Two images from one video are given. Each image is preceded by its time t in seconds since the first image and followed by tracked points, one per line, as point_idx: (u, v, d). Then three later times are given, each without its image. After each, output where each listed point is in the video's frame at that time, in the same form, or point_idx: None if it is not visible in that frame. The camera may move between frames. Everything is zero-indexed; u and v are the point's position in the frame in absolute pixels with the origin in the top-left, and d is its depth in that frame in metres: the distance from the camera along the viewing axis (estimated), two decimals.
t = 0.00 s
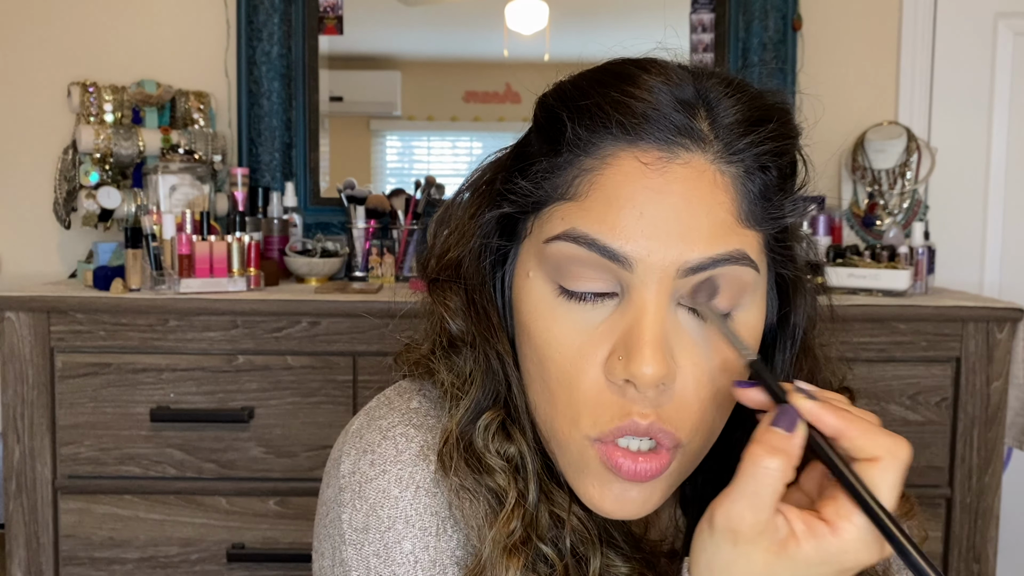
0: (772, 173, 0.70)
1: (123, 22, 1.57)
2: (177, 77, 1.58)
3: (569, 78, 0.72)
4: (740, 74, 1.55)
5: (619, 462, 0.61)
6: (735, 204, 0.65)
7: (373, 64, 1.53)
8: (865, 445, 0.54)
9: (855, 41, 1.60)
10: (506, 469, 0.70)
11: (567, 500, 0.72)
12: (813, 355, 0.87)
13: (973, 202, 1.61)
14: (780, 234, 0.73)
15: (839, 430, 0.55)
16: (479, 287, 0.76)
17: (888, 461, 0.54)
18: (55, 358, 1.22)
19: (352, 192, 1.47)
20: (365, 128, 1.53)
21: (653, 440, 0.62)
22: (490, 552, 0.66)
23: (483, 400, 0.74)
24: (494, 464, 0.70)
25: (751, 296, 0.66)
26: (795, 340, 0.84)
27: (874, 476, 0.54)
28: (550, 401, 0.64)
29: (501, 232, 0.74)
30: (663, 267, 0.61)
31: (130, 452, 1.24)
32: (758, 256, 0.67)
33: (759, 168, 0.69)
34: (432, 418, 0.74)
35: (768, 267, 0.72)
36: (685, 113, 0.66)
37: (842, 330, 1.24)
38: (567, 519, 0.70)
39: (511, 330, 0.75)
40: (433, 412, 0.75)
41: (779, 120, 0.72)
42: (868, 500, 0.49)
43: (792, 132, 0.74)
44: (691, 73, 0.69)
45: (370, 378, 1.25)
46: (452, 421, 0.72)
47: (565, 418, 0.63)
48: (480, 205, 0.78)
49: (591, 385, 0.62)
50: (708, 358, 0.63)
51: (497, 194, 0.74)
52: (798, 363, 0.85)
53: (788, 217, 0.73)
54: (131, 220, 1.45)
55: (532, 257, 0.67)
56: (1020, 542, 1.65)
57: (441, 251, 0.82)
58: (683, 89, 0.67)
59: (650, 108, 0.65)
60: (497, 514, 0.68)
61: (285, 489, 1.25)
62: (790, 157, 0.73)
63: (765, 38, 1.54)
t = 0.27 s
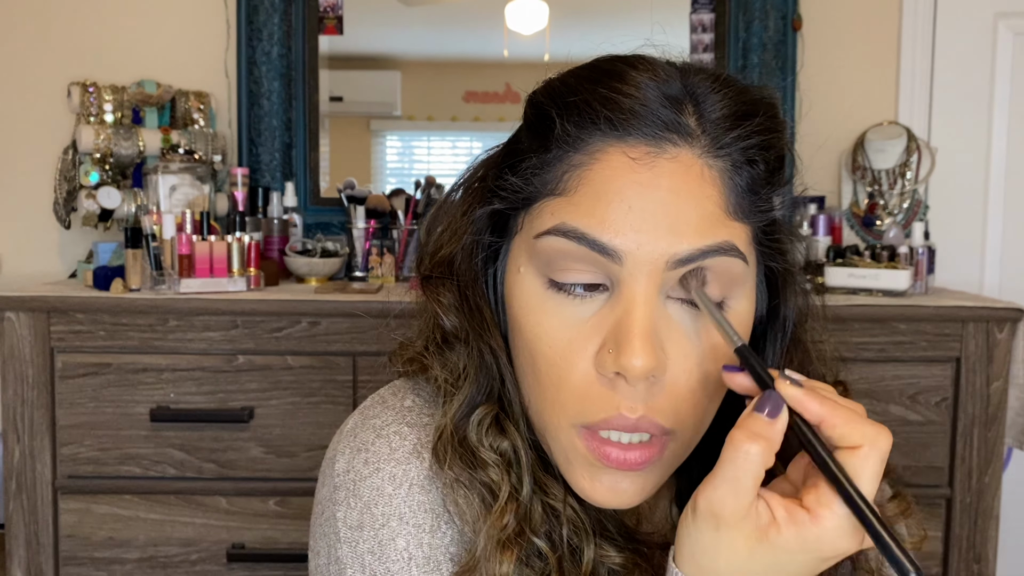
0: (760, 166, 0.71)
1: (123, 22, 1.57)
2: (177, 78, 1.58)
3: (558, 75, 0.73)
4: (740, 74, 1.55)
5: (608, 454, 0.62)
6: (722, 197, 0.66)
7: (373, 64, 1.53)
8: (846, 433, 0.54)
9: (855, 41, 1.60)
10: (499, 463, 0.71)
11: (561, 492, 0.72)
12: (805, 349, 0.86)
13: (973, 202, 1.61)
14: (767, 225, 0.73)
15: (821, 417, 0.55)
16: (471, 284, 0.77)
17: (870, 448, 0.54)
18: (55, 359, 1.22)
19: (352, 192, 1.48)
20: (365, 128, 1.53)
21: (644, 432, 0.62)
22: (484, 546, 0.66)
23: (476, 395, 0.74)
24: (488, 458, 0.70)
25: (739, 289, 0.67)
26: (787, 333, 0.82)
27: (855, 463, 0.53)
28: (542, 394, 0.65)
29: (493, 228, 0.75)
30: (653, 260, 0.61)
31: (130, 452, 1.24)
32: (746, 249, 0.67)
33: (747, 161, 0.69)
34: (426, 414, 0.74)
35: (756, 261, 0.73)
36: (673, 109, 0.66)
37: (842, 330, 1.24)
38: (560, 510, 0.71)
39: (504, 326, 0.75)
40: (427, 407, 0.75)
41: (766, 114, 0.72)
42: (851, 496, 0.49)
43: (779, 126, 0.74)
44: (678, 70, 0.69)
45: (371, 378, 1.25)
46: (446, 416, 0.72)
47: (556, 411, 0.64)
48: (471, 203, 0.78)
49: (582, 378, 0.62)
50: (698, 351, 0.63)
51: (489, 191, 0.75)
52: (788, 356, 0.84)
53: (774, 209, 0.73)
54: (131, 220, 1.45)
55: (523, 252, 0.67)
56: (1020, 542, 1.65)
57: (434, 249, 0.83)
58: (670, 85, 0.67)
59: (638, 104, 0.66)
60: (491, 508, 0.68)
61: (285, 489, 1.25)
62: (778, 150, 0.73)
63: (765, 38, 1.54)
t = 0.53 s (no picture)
0: (732, 150, 0.71)
1: (123, 22, 1.57)
2: (177, 78, 1.58)
3: (532, 70, 0.74)
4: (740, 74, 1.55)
5: (584, 435, 0.62)
6: (692, 180, 0.66)
7: (373, 64, 1.53)
8: (823, 399, 0.54)
9: (855, 41, 1.60)
10: (483, 449, 0.71)
11: (543, 475, 0.72)
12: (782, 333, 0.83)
13: (973, 202, 1.61)
14: (740, 207, 0.72)
15: (799, 383, 0.55)
16: (453, 275, 0.78)
17: (847, 413, 0.53)
18: (55, 359, 1.22)
19: (352, 192, 1.48)
20: (365, 128, 1.53)
21: (619, 413, 0.62)
22: (466, 531, 0.66)
23: (458, 383, 0.75)
24: (469, 443, 0.71)
25: (712, 271, 0.67)
26: (766, 318, 0.80)
27: (833, 427, 0.53)
28: (517, 378, 0.66)
29: (472, 219, 0.76)
30: (623, 243, 0.62)
31: (130, 452, 1.24)
32: (718, 231, 0.67)
33: (717, 146, 0.69)
34: (411, 404, 0.75)
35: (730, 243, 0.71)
36: (642, 96, 0.67)
37: (841, 329, 1.24)
38: (542, 492, 0.71)
39: (486, 314, 0.77)
40: (411, 397, 0.76)
41: (737, 99, 0.73)
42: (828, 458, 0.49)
43: (751, 111, 0.74)
44: (648, 59, 0.70)
45: (371, 378, 1.25)
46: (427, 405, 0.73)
47: (530, 394, 0.65)
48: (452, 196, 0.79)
49: (557, 361, 0.63)
50: (672, 332, 0.63)
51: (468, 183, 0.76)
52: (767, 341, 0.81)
53: (748, 191, 0.73)
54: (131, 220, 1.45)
55: (501, 240, 0.68)
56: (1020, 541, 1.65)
57: (418, 244, 0.84)
58: (639, 73, 0.68)
59: (607, 92, 0.67)
60: (474, 492, 0.68)
61: (285, 489, 1.25)
62: (751, 135, 0.74)
63: (765, 38, 1.54)
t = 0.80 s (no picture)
0: (718, 143, 0.71)
1: (123, 23, 1.57)
2: (177, 78, 1.58)
3: (517, 69, 0.74)
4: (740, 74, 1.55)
5: (581, 423, 0.62)
6: (678, 172, 0.67)
7: (373, 64, 1.53)
8: (844, 393, 0.55)
9: (855, 41, 1.60)
10: (479, 445, 0.71)
11: (539, 469, 0.72)
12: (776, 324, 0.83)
13: (973, 202, 1.61)
14: (729, 200, 0.73)
15: (821, 378, 0.55)
16: (445, 274, 0.78)
17: (867, 409, 0.54)
18: (55, 359, 1.22)
19: (352, 192, 1.48)
20: (365, 128, 1.53)
21: (614, 404, 0.62)
22: (465, 526, 0.66)
23: (452, 381, 0.75)
24: (465, 439, 0.71)
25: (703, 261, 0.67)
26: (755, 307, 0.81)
27: (853, 422, 0.54)
28: (509, 374, 0.66)
29: (464, 218, 0.76)
30: (614, 235, 0.62)
31: (130, 452, 1.24)
32: (707, 221, 0.68)
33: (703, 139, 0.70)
34: (406, 401, 0.75)
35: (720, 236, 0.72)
36: (627, 92, 0.68)
37: (841, 329, 1.24)
38: (539, 486, 0.71)
39: (479, 312, 0.77)
40: (405, 395, 0.76)
41: (723, 91, 0.73)
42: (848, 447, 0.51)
43: (736, 102, 0.75)
44: (631, 55, 0.71)
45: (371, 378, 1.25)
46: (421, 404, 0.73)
47: (520, 389, 0.65)
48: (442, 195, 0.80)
49: (548, 355, 0.63)
50: (664, 323, 0.63)
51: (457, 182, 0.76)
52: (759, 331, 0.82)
53: (735, 182, 0.73)
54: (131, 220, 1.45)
55: (492, 238, 0.69)
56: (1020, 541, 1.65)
57: (409, 245, 0.84)
58: (623, 69, 0.69)
59: (592, 88, 0.67)
60: (471, 488, 0.69)
61: (285, 489, 1.25)
62: (736, 128, 0.74)
63: (765, 38, 1.54)
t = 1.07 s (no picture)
0: (718, 144, 0.71)
1: (123, 23, 1.57)
2: (177, 78, 1.58)
3: (514, 73, 0.74)
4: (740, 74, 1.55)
5: (585, 433, 0.62)
6: (679, 175, 0.67)
7: (373, 64, 1.53)
8: (874, 400, 0.57)
9: (855, 41, 1.60)
10: (486, 448, 0.71)
11: (546, 473, 0.72)
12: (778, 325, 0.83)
13: (973, 201, 1.61)
14: (730, 201, 0.73)
15: (851, 385, 0.58)
16: (447, 279, 0.79)
17: (897, 415, 0.56)
18: (55, 359, 1.22)
19: (352, 192, 1.48)
20: (365, 128, 1.53)
21: (618, 410, 0.62)
22: (476, 528, 0.66)
23: (455, 385, 0.75)
24: (470, 443, 0.71)
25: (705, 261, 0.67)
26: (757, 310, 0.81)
27: (883, 427, 0.56)
28: (512, 380, 0.66)
29: (465, 223, 0.77)
30: (616, 239, 0.62)
31: (130, 452, 1.24)
32: (709, 223, 0.68)
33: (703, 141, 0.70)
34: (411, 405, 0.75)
35: (722, 239, 0.72)
36: (626, 95, 0.68)
37: (841, 329, 1.24)
38: (545, 490, 0.71)
39: (480, 317, 0.77)
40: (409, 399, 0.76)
41: (722, 92, 0.73)
42: (879, 448, 0.51)
43: (736, 102, 0.74)
44: (628, 56, 0.70)
45: (371, 378, 1.25)
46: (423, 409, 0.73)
47: (523, 394, 0.65)
48: (441, 200, 0.80)
49: (551, 361, 0.63)
50: (666, 326, 0.64)
51: (456, 186, 0.76)
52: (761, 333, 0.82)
53: (735, 185, 0.73)
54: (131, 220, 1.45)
55: (493, 242, 0.69)
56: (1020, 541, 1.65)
57: (409, 248, 0.84)
58: (621, 71, 0.68)
59: (591, 91, 0.67)
60: (481, 490, 0.69)
61: (285, 489, 1.25)
62: (734, 128, 0.74)
63: (765, 38, 1.54)
